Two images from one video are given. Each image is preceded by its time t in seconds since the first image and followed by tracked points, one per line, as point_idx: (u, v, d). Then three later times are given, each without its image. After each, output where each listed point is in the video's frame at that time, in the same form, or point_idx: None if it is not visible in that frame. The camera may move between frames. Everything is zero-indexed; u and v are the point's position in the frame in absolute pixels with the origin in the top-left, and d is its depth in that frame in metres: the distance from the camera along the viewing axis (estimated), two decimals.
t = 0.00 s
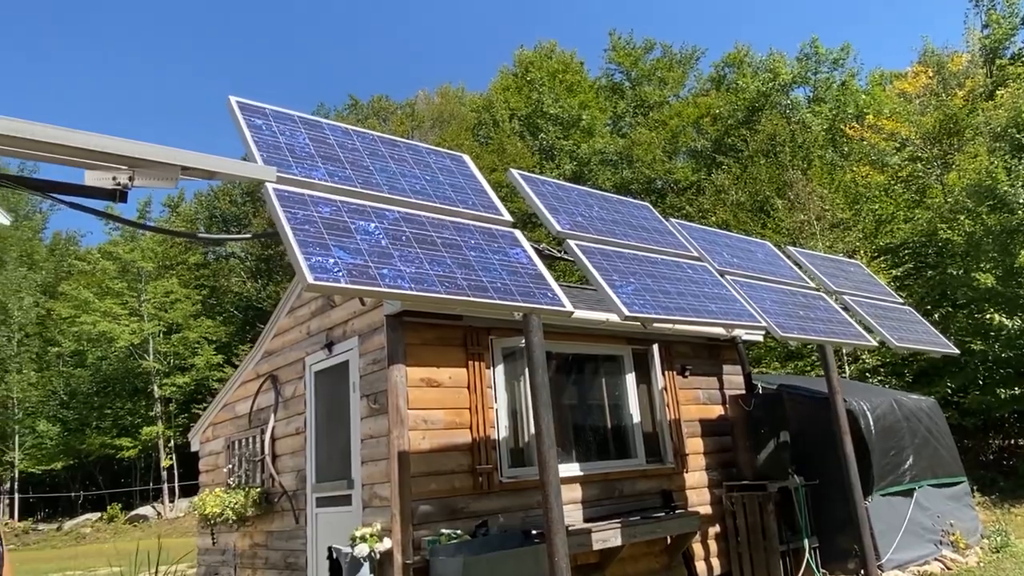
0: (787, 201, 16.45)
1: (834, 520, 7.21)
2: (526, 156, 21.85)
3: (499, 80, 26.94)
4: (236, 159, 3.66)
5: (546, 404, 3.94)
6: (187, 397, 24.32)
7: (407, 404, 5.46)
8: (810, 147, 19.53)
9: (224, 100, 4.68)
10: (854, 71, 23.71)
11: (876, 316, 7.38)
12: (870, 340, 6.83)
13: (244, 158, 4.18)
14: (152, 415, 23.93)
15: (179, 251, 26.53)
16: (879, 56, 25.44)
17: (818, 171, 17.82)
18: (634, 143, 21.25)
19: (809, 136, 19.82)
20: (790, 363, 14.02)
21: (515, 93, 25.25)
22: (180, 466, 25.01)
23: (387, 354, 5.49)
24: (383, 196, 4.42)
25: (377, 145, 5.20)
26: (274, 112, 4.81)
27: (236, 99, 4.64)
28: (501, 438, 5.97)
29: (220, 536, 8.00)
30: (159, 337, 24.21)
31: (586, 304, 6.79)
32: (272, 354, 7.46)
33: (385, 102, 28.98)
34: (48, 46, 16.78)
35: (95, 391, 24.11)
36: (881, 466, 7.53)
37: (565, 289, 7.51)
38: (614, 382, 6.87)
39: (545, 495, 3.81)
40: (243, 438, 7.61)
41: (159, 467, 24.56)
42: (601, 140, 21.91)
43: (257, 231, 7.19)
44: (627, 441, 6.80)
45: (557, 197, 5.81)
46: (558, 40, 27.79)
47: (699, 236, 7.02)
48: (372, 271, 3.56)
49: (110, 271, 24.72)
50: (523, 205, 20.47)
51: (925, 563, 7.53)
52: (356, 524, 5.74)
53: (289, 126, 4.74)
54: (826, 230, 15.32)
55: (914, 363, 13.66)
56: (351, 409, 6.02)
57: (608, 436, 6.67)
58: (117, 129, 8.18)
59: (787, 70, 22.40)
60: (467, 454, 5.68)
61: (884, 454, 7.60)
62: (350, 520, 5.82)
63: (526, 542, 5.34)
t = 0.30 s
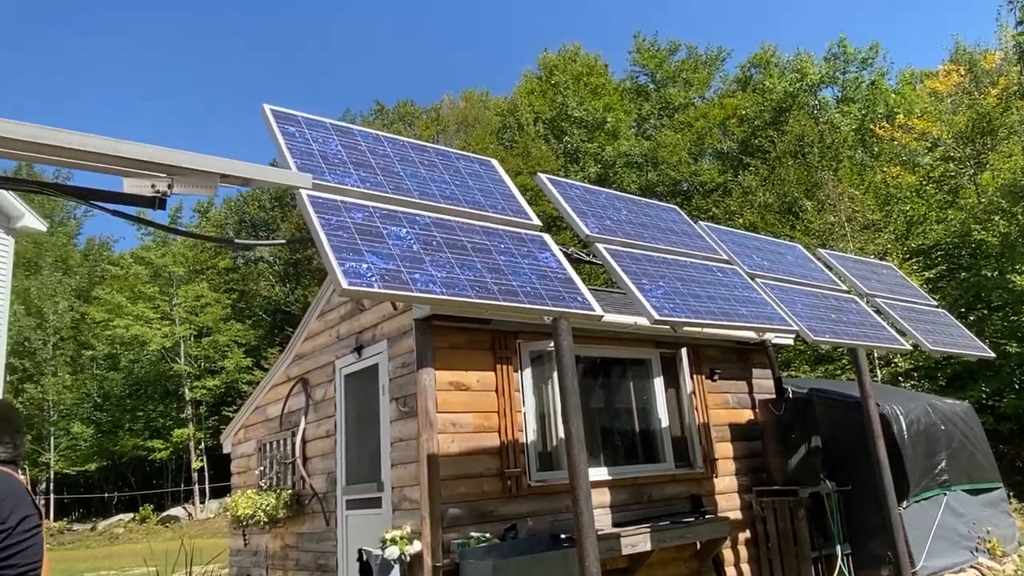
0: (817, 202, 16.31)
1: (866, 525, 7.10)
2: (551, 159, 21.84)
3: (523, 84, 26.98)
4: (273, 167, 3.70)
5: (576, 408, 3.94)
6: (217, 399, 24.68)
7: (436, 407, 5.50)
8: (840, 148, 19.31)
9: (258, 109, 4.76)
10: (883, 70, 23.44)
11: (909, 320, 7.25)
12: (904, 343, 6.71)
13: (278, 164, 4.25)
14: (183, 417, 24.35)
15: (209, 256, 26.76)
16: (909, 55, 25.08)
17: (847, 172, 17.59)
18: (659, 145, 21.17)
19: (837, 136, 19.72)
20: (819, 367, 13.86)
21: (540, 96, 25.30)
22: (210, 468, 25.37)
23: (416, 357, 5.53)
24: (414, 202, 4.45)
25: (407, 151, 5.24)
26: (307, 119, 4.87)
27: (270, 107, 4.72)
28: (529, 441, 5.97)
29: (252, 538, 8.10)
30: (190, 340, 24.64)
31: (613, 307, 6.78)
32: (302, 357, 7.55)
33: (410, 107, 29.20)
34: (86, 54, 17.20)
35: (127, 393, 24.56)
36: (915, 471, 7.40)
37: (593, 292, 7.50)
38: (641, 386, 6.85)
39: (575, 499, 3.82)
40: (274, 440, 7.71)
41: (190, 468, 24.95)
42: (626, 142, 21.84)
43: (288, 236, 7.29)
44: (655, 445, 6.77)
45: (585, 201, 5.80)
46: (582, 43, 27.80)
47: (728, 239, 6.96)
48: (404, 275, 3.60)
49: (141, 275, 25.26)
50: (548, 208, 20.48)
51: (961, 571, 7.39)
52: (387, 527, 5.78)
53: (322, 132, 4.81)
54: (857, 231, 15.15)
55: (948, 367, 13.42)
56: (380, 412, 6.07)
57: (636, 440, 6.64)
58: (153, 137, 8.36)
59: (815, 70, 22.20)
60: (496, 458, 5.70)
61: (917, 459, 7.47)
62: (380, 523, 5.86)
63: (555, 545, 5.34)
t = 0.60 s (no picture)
0: (850, 203, 16.06)
1: (904, 533, 6.97)
2: (579, 162, 21.81)
3: (550, 88, 26.97)
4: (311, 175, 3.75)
5: (609, 413, 3.93)
6: (250, 402, 25.04)
7: (468, 411, 5.53)
8: (873, 148, 19.06)
9: (295, 118, 4.85)
10: (917, 69, 23.02)
11: (948, 322, 7.11)
12: (942, 347, 6.57)
13: (314, 172, 4.32)
14: (217, 420, 24.80)
15: (242, 261, 27.02)
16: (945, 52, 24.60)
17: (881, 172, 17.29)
18: (688, 147, 21.03)
19: (870, 136, 19.44)
20: (854, 370, 13.63)
21: (567, 100, 25.29)
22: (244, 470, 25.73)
23: (448, 361, 5.57)
24: (447, 207, 4.49)
25: (440, 157, 5.29)
26: (342, 127, 4.94)
27: (306, 115, 4.79)
28: (561, 445, 5.97)
29: (286, 540, 8.21)
30: (223, 344, 25.07)
31: (644, 311, 6.76)
32: (335, 361, 7.64)
33: (438, 112, 29.38)
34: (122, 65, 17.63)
35: (163, 396, 24.97)
36: (954, 478, 7.24)
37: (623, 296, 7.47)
38: (673, 390, 6.80)
39: (609, 504, 3.81)
40: (308, 443, 7.80)
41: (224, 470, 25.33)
42: (655, 144, 21.68)
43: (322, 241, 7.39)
44: (687, 450, 6.72)
45: (616, 205, 5.79)
46: (610, 46, 27.76)
47: (761, 242, 6.89)
48: (439, 281, 3.63)
49: (178, 281, 26.07)
50: (577, 212, 20.42)
51: None
52: (419, 530, 5.82)
53: (356, 140, 4.87)
54: (893, 233, 14.86)
55: (987, 371, 13.11)
56: (412, 416, 6.11)
57: (668, 445, 6.60)
58: (190, 147, 8.54)
59: (846, 70, 21.92)
60: (527, 462, 5.70)
61: (957, 466, 7.32)
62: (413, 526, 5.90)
63: (588, 550, 5.33)
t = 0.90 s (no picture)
0: (888, 203, 15.75)
1: (948, 541, 6.79)
2: (609, 164, 21.72)
3: (579, 90, 26.94)
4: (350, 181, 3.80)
5: (645, 417, 3.91)
6: (284, 404, 25.38)
7: (503, 415, 5.54)
8: (910, 147, 18.64)
9: (332, 125, 4.92)
10: (955, 65, 22.56)
11: (991, 325, 6.93)
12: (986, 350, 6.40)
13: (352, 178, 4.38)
14: (252, 422, 25.20)
15: (276, 266, 27.42)
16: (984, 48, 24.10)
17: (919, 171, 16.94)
18: (719, 148, 20.86)
19: (907, 135, 19.09)
20: (893, 374, 13.37)
21: (596, 102, 25.22)
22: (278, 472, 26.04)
23: (482, 365, 5.59)
24: (482, 212, 4.51)
25: (474, 162, 5.32)
26: (378, 133, 4.99)
27: (344, 123, 4.86)
28: (595, 449, 5.95)
29: (322, 541, 8.32)
30: (258, 347, 25.49)
31: (679, 315, 6.71)
32: (370, 364, 7.72)
33: (467, 116, 29.52)
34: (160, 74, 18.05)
35: (200, 399, 25.38)
36: (999, 485, 7.04)
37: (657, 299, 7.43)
38: (708, 394, 6.74)
39: (646, 509, 3.79)
40: (343, 446, 7.89)
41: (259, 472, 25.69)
42: (686, 146, 21.48)
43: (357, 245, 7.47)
44: (723, 454, 6.66)
45: (651, 207, 5.76)
46: (639, 48, 27.68)
47: (798, 244, 6.79)
48: (476, 285, 3.65)
49: (213, 285, 26.27)
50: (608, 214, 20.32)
51: None
52: (455, 533, 5.84)
53: (393, 146, 4.92)
54: (933, 233, 14.54)
55: None
56: (447, 419, 6.15)
57: (703, 449, 6.53)
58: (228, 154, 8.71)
59: (881, 68, 21.59)
60: (562, 466, 5.70)
61: (1002, 473, 7.12)
62: (449, 529, 5.93)
63: (623, 555, 5.30)
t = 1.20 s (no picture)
0: (929, 202, 15.38)
1: (994, 549, 6.61)
2: (641, 166, 21.57)
3: (610, 92, 26.83)
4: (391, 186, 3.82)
5: (685, 419, 3.88)
6: (319, 406, 25.67)
7: (538, 417, 5.55)
8: (949, 144, 17.88)
9: (371, 131, 4.98)
10: (997, 60, 22.02)
11: None
12: None
13: (391, 183, 4.44)
14: (288, 424, 25.55)
15: (310, 269, 27.79)
16: None
17: (962, 169, 16.52)
18: (753, 147, 20.61)
19: (948, 132, 18.67)
20: (934, 376, 13.07)
21: (627, 103, 25.09)
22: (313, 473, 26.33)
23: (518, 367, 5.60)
24: (520, 216, 4.53)
25: (511, 165, 5.34)
26: (416, 139, 5.04)
27: (382, 129, 4.92)
28: (631, 452, 5.92)
29: (359, 542, 8.41)
30: (294, 350, 25.88)
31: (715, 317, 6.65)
32: (405, 367, 7.78)
33: (498, 119, 29.59)
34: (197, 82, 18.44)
35: (237, 401, 25.81)
36: None
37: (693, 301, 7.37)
38: (746, 397, 6.66)
39: (685, 512, 3.77)
40: (380, 448, 7.97)
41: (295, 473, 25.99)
42: (718, 146, 21.24)
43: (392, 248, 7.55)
44: (761, 458, 6.58)
45: (687, 209, 5.73)
46: (670, 48, 27.50)
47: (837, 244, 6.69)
48: (514, 289, 3.66)
49: (250, 289, 26.66)
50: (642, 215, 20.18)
51: None
52: (491, 535, 5.86)
53: (430, 151, 4.97)
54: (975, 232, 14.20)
55: None
56: (483, 421, 6.17)
57: (741, 452, 6.46)
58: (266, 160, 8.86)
59: (920, 64, 21.13)
60: (598, 469, 5.68)
61: None
62: (485, 531, 5.95)
63: (660, 559, 5.27)
